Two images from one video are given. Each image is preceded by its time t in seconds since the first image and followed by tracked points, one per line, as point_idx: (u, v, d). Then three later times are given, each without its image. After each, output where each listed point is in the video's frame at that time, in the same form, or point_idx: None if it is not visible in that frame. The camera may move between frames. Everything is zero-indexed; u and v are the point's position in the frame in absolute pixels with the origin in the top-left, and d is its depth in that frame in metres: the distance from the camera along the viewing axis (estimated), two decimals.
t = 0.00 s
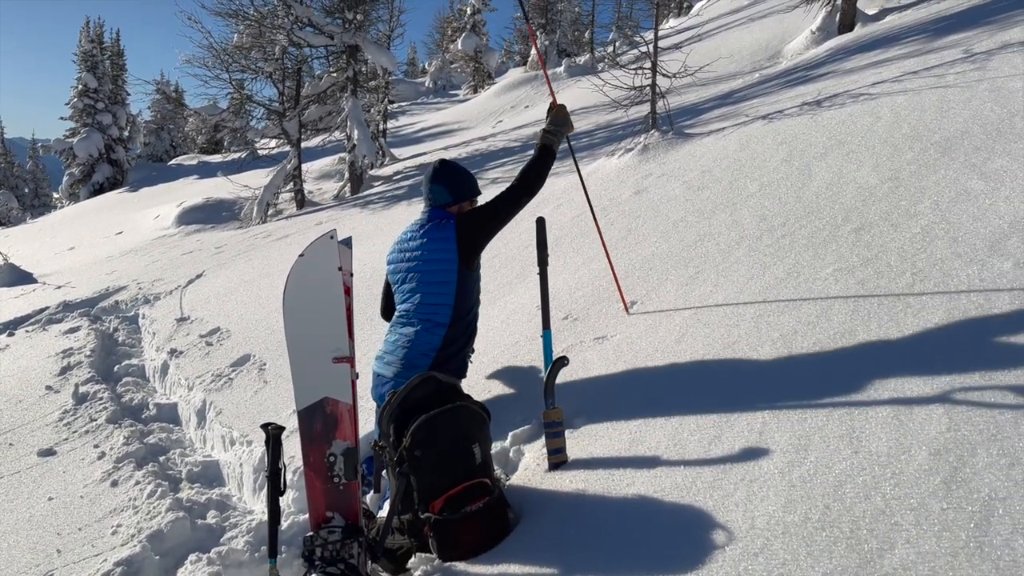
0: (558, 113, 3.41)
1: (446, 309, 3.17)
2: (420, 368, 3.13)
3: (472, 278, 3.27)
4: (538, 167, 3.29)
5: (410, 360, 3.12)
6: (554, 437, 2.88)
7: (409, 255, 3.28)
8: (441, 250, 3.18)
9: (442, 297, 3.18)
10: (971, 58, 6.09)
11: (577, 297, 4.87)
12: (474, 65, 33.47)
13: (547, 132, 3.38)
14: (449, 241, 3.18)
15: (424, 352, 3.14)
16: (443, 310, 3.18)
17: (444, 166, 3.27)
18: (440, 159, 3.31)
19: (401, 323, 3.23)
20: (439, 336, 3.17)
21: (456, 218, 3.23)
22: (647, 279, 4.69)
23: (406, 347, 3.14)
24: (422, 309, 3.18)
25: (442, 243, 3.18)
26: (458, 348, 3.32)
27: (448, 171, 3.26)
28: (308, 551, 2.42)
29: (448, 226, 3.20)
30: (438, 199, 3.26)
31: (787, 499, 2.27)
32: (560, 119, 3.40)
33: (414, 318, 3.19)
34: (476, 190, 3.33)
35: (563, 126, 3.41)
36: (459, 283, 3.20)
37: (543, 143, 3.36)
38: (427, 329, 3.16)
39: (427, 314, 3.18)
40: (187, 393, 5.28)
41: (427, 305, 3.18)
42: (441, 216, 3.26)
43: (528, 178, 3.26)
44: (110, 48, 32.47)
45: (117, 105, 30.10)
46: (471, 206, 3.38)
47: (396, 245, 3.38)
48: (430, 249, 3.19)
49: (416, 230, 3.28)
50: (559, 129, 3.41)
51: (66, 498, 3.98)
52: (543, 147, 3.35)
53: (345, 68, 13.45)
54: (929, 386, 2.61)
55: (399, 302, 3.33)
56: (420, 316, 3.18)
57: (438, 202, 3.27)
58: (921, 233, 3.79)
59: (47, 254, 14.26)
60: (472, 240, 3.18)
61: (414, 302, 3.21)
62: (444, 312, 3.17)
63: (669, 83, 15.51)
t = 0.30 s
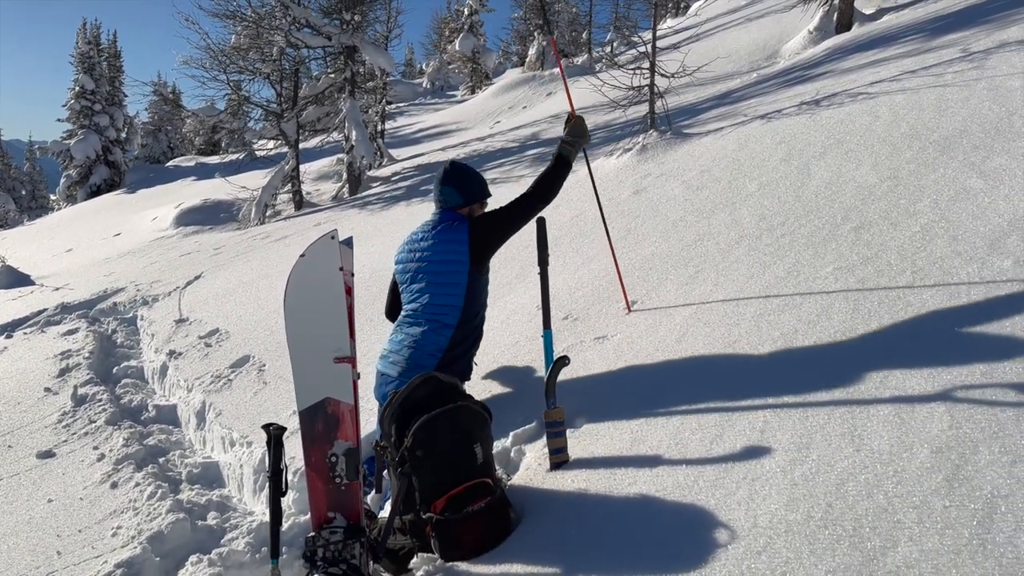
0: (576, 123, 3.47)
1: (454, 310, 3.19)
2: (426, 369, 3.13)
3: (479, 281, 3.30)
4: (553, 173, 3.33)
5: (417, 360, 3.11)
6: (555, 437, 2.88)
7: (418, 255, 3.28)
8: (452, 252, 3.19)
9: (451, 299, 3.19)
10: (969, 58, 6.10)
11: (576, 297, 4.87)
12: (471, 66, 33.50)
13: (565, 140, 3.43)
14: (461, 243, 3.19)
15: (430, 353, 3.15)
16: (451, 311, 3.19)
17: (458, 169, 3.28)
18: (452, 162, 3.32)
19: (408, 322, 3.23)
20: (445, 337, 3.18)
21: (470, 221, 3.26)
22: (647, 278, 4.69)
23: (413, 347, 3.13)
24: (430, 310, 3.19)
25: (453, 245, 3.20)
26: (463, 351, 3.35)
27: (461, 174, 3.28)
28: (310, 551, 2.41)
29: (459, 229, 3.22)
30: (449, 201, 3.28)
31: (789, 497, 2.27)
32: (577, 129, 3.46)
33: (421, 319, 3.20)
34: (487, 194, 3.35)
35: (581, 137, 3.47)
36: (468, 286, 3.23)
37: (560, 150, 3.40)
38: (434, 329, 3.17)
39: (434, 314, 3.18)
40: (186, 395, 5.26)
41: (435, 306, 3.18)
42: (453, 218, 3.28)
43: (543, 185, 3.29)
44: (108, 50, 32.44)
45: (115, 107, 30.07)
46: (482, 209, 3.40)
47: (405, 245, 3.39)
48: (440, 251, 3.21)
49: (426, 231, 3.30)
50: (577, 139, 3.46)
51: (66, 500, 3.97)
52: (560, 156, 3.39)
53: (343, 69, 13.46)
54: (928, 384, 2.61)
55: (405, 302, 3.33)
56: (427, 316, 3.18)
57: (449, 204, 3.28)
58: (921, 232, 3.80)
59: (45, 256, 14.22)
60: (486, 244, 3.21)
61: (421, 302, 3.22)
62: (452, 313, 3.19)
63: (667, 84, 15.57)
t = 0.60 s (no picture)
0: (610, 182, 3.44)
1: (457, 317, 3.20)
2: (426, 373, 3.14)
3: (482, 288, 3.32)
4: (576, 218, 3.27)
5: (417, 365, 3.11)
6: (556, 437, 2.88)
7: (425, 257, 3.27)
8: (457, 259, 3.18)
9: (454, 305, 3.19)
10: (967, 57, 6.12)
11: (575, 297, 4.87)
12: (469, 67, 33.54)
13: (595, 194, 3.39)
14: (468, 250, 3.18)
15: (431, 357, 3.15)
16: (453, 317, 3.20)
17: (466, 173, 3.25)
18: (460, 164, 3.29)
19: (409, 325, 3.22)
20: (446, 343, 3.19)
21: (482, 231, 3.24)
22: (646, 279, 4.68)
23: (413, 351, 3.13)
24: (432, 315, 3.19)
25: (459, 252, 3.18)
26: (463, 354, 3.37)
27: (469, 178, 3.25)
28: (311, 554, 2.40)
29: (465, 235, 3.21)
30: (456, 205, 3.25)
31: (791, 497, 2.27)
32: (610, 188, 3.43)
33: (423, 323, 3.19)
34: (493, 199, 3.33)
35: (612, 193, 3.43)
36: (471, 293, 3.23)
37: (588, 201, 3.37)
38: (436, 334, 3.17)
39: (436, 319, 3.18)
40: (186, 397, 5.26)
41: (438, 311, 3.19)
42: (460, 223, 3.26)
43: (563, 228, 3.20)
44: (106, 52, 32.42)
45: (113, 109, 30.06)
46: (488, 214, 3.37)
47: (408, 246, 3.38)
48: (447, 256, 3.20)
49: (431, 234, 3.29)
50: (608, 199, 3.42)
51: (65, 503, 3.96)
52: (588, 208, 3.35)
53: (341, 70, 13.48)
54: (928, 382, 2.62)
55: (405, 304, 3.32)
56: (428, 321, 3.18)
57: (456, 208, 3.25)
58: (920, 230, 3.81)
59: (43, 259, 14.20)
60: (495, 260, 3.20)
61: (423, 306, 3.21)
62: (454, 319, 3.20)
63: (665, 84, 15.59)
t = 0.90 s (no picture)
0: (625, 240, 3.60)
1: (456, 322, 3.21)
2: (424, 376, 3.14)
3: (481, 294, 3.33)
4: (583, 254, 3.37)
5: (416, 368, 3.11)
6: (554, 438, 2.88)
7: (427, 260, 3.26)
8: (459, 263, 3.19)
9: (454, 310, 3.21)
10: (963, 55, 6.13)
11: (573, 297, 4.87)
12: (466, 68, 33.55)
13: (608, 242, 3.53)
14: (470, 256, 3.19)
15: (429, 360, 3.15)
16: (452, 321, 3.21)
17: (470, 178, 3.26)
18: (463, 168, 3.30)
19: (407, 328, 3.22)
20: (444, 346, 3.20)
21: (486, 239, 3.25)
22: (643, 279, 4.69)
23: (412, 354, 3.13)
24: (432, 318, 3.19)
25: (460, 257, 3.19)
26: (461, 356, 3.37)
27: (472, 182, 3.26)
28: (308, 556, 2.40)
29: (467, 240, 3.22)
30: (458, 209, 3.26)
31: (788, 496, 2.28)
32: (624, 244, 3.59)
33: (422, 326, 3.20)
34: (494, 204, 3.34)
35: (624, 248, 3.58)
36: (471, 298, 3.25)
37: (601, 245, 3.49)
38: (436, 337, 3.18)
39: (435, 322, 3.19)
40: (184, 399, 5.25)
41: (437, 314, 3.20)
42: (461, 227, 3.26)
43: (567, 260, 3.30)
44: (102, 55, 32.38)
45: (110, 112, 30.02)
46: (488, 219, 3.38)
47: (407, 248, 3.38)
48: (448, 260, 3.20)
49: (432, 237, 3.29)
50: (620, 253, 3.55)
51: (64, 506, 3.96)
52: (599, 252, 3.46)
53: (338, 72, 13.49)
54: (924, 381, 2.62)
55: (403, 305, 3.32)
56: (428, 323, 3.19)
57: (458, 212, 3.26)
58: (916, 229, 3.81)
59: (41, 261, 14.18)
60: (496, 269, 3.20)
61: (423, 309, 3.21)
62: (454, 324, 3.21)
63: (662, 83, 15.60)
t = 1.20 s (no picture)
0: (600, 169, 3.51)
1: (456, 322, 3.21)
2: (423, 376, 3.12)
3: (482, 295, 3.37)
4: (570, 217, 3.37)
5: (415, 368, 3.10)
6: (553, 438, 2.87)
7: (428, 260, 3.26)
8: (461, 264, 3.20)
9: (454, 310, 3.21)
10: (960, 54, 6.13)
11: (572, 298, 4.87)
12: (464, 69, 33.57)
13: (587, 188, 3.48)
14: (472, 256, 3.22)
15: (429, 361, 3.14)
16: (452, 322, 3.20)
17: (476, 180, 3.29)
18: (472, 172, 3.32)
19: (407, 328, 3.21)
20: (444, 347, 3.19)
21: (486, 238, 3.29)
22: (642, 279, 4.69)
23: (412, 354, 3.12)
24: (432, 318, 3.19)
25: (463, 257, 3.21)
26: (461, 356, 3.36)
27: (478, 186, 3.28)
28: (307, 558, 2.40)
29: (469, 241, 3.23)
30: (463, 211, 3.27)
31: (788, 496, 2.27)
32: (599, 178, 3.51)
33: (421, 326, 3.19)
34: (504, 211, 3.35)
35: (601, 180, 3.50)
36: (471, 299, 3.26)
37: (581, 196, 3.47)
38: (435, 337, 3.17)
39: (435, 322, 3.18)
40: (182, 402, 5.24)
41: (438, 314, 3.19)
42: (465, 228, 3.27)
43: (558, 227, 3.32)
44: (99, 58, 32.35)
45: (108, 114, 29.99)
46: (495, 224, 3.39)
47: (408, 248, 3.37)
48: (450, 260, 3.21)
49: (434, 237, 3.29)
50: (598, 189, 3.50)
51: (62, 509, 3.95)
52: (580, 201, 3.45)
53: (336, 73, 13.48)
54: (922, 380, 2.62)
55: (403, 306, 3.31)
56: (428, 323, 3.18)
57: (463, 213, 3.28)
58: (915, 228, 3.81)
59: (39, 265, 14.16)
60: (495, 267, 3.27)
61: (423, 309, 3.20)
62: (453, 324, 3.21)
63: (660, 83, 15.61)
